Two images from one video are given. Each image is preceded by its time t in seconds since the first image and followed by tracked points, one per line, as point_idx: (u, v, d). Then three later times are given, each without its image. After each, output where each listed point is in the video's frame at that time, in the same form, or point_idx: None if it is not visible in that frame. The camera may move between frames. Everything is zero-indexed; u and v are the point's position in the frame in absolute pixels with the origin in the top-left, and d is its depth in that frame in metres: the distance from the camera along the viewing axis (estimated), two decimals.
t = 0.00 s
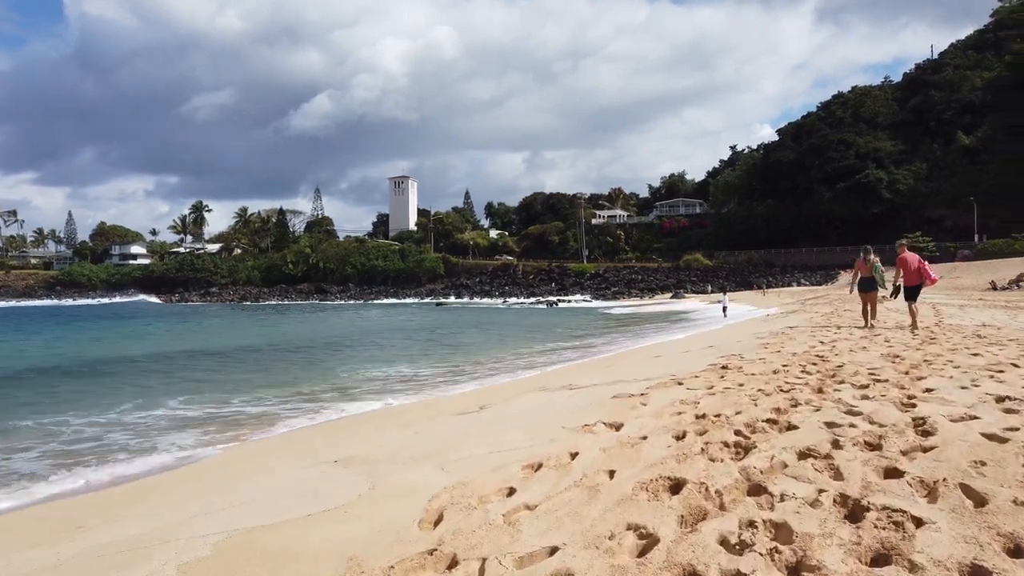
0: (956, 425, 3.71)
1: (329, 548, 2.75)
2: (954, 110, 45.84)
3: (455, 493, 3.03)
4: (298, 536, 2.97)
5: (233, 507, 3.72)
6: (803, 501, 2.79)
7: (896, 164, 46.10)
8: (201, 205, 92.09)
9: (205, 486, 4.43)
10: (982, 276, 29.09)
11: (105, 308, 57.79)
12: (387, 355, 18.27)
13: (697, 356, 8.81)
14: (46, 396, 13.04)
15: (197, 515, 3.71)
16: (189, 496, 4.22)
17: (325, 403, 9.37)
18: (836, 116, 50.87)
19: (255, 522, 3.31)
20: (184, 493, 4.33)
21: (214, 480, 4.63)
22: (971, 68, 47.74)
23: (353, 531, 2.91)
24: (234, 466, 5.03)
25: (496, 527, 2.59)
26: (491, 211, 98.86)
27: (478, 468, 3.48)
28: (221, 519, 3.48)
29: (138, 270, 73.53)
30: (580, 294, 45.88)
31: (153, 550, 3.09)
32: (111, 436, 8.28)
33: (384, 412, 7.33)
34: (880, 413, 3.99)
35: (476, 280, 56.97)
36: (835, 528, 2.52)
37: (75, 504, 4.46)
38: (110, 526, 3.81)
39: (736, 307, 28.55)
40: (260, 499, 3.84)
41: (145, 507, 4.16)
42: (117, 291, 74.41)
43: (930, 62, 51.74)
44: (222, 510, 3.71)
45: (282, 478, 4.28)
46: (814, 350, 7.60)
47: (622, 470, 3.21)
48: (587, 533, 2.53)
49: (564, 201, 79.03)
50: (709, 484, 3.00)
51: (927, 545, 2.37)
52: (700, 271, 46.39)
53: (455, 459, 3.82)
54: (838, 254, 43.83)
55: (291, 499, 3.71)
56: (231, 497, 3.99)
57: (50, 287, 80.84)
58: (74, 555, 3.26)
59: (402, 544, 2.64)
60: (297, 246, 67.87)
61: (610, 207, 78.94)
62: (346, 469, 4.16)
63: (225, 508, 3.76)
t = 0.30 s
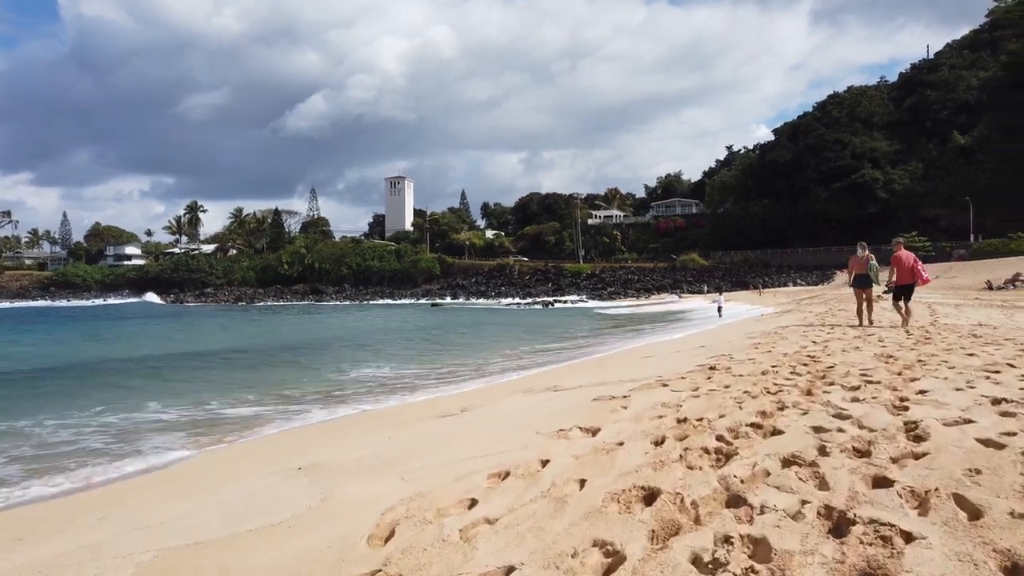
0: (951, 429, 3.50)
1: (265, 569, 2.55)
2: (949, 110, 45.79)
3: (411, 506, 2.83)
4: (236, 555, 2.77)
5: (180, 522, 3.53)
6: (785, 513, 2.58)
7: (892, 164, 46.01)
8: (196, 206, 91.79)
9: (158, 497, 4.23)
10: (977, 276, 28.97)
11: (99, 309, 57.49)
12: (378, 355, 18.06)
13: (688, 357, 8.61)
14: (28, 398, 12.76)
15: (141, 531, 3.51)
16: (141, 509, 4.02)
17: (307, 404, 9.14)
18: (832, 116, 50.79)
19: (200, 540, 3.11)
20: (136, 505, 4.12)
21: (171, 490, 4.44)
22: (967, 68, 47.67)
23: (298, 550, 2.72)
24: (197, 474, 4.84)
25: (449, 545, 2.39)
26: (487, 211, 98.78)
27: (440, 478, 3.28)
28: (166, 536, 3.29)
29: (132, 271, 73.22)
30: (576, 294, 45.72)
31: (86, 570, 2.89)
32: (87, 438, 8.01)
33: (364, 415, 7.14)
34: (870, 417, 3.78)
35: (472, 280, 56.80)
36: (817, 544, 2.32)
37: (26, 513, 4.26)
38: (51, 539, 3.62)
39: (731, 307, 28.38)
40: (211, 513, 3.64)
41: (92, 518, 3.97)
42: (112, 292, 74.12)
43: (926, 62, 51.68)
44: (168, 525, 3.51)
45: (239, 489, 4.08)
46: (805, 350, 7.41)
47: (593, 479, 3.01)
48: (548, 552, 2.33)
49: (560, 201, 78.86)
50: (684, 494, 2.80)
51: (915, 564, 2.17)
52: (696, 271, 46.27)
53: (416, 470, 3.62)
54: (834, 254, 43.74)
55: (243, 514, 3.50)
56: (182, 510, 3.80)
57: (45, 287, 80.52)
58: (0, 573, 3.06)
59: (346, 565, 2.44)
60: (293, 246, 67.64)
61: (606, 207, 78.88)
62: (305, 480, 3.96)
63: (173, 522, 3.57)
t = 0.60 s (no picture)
0: (940, 434, 3.37)
1: None
2: (938, 110, 45.92)
3: (371, 521, 2.67)
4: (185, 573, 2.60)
5: (129, 536, 3.32)
6: (767, 527, 2.44)
7: (881, 164, 46.12)
8: (185, 205, 91.16)
9: (118, 507, 4.03)
10: (966, 275, 28.99)
11: (86, 310, 56.91)
12: (365, 357, 17.82)
13: (673, 358, 8.47)
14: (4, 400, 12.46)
15: (88, 547, 3.31)
16: (95, 520, 3.81)
17: (285, 407, 8.87)
18: (821, 116, 50.88)
19: (150, 556, 2.94)
20: (95, 516, 3.93)
21: (130, 500, 4.24)
22: (956, 68, 47.72)
23: (248, 568, 2.55)
24: (162, 482, 4.65)
25: (405, 566, 2.23)
26: (478, 211, 98.61)
27: (407, 489, 3.11)
28: (115, 552, 3.11)
29: (121, 271, 72.51)
30: (567, 294, 45.54)
31: None
32: (58, 440, 7.76)
33: (340, 420, 6.96)
34: (857, 421, 3.65)
35: (463, 280, 56.58)
36: (799, 561, 2.18)
37: None
38: None
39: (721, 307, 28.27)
40: (164, 527, 3.44)
41: (43, 530, 3.74)
42: (100, 292, 73.44)
43: (914, 62, 51.84)
44: (116, 540, 3.30)
45: (202, 498, 3.90)
46: (791, 351, 7.30)
47: (568, 490, 2.86)
48: (513, 571, 2.18)
49: (551, 201, 78.68)
50: (663, 506, 2.65)
51: None
52: (687, 271, 46.19)
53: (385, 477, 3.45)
54: (824, 254, 43.75)
55: (197, 528, 3.31)
56: (136, 523, 3.59)
57: (32, 288, 79.72)
58: None
59: None
60: (283, 246, 67.19)
61: (597, 207, 78.80)
62: (270, 489, 3.77)
63: (125, 536, 3.35)
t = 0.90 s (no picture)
0: (941, 442, 3.19)
1: None
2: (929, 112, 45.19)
3: (327, 540, 2.46)
4: None
5: (72, 553, 3.08)
6: (755, 546, 2.25)
7: (873, 164, 46.14)
8: (176, 205, 90.63)
9: (76, 519, 3.81)
10: (958, 276, 28.97)
11: (75, 310, 56.42)
12: (354, 357, 17.60)
13: (663, 360, 8.29)
14: None
15: (33, 562, 3.09)
16: (48, 533, 3.59)
17: (271, 409, 8.68)
18: (814, 117, 50.92)
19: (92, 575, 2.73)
20: (49, 528, 3.71)
21: (92, 510, 4.04)
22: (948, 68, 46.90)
23: None
24: (120, 494, 4.40)
25: None
26: (471, 211, 98.49)
27: (371, 501, 2.89)
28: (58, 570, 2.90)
29: (111, 271, 72.05)
30: (559, 294, 45.36)
31: None
32: (31, 443, 7.51)
33: (318, 423, 6.73)
34: (852, 428, 3.47)
35: (455, 280, 56.37)
36: None
37: None
38: None
39: (713, 307, 28.18)
40: (110, 543, 3.19)
41: None
42: (90, 292, 72.86)
43: (906, 63, 52.00)
44: (61, 557, 3.07)
45: (162, 509, 3.68)
46: (784, 353, 7.13)
47: (542, 503, 2.66)
48: None
49: (544, 201, 78.60)
50: (644, 522, 2.46)
51: None
52: (680, 271, 46.09)
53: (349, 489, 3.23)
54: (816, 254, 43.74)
55: (149, 540, 3.10)
56: (88, 536, 3.38)
57: (22, 288, 79.07)
58: None
59: None
60: (275, 246, 66.87)
61: (590, 207, 78.71)
62: (232, 500, 3.56)
63: (66, 554, 3.11)
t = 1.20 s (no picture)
0: (946, 456, 3.02)
1: None
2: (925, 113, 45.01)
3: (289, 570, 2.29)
4: None
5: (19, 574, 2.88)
6: None
7: (868, 165, 46.13)
8: (170, 204, 90.19)
9: (36, 535, 3.62)
10: (954, 276, 28.93)
11: (68, 310, 56.04)
12: (346, 358, 17.40)
13: (656, 363, 8.12)
14: None
15: None
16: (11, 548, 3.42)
17: (255, 412, 8.49)
18: (810, 117, 50.95)
19: None
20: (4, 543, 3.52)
21: (53, 524, 3.84)
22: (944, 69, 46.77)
23: None
24: (85, 507, 4.19)
25: None
26: (466, 211, 98.29)
27: (341, 521, 2.72)
28: None
29: (104, 270, 71.62)
30: (555, 294, 45.19)
31: None
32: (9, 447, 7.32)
33: (301, 429, 6.54)
34: (852, 440, 3.30)
35: (451, 280, 56.18)
36: None
37: None
38: None
39: (708, 308, 28.06)
40: (62, 560, 2.99)
41: None
42: (83, 292, 72.45)
43: (901, 63, 52.03)
44: None
45: (125, 523, 3.50)
46: (780, 356, 6.98)
47: (523, 526, 2.49)
48: None
49: (540, 201, 78.42)
50: (630, 548, 2.29)
51: None
52: (676, 271, 45.98)
53: (318, 504, 3.04)
54: (811, 254, 43.68)
55: (104, 558, 2.91)
56: (45, 553, 3.19)
57: (14, 287, 78.52)
58: None
59: None
60: (269, 246, 66.54)
61: (586, 207, 78.65)
62: (199, 511, 3.37)
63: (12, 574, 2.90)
